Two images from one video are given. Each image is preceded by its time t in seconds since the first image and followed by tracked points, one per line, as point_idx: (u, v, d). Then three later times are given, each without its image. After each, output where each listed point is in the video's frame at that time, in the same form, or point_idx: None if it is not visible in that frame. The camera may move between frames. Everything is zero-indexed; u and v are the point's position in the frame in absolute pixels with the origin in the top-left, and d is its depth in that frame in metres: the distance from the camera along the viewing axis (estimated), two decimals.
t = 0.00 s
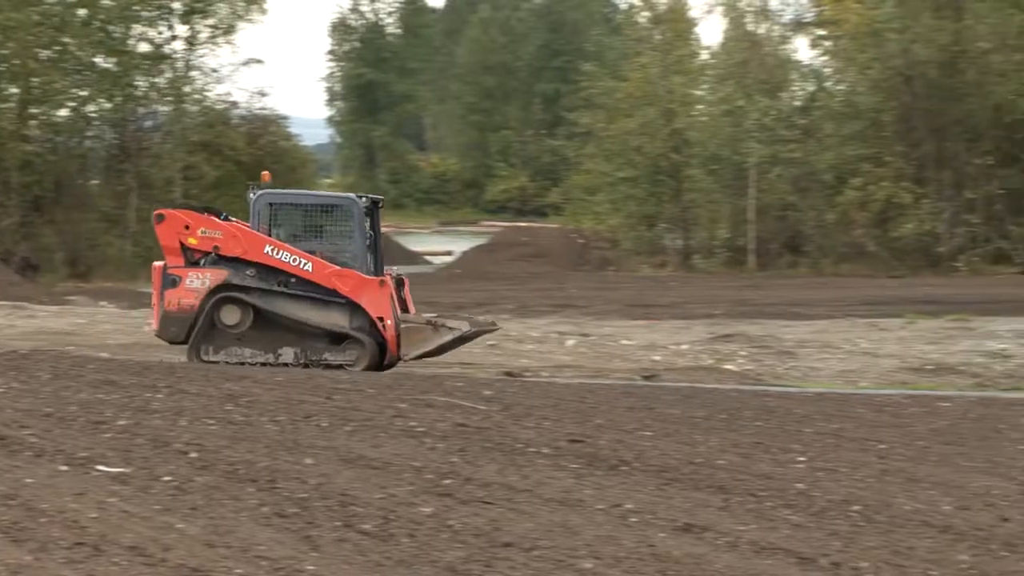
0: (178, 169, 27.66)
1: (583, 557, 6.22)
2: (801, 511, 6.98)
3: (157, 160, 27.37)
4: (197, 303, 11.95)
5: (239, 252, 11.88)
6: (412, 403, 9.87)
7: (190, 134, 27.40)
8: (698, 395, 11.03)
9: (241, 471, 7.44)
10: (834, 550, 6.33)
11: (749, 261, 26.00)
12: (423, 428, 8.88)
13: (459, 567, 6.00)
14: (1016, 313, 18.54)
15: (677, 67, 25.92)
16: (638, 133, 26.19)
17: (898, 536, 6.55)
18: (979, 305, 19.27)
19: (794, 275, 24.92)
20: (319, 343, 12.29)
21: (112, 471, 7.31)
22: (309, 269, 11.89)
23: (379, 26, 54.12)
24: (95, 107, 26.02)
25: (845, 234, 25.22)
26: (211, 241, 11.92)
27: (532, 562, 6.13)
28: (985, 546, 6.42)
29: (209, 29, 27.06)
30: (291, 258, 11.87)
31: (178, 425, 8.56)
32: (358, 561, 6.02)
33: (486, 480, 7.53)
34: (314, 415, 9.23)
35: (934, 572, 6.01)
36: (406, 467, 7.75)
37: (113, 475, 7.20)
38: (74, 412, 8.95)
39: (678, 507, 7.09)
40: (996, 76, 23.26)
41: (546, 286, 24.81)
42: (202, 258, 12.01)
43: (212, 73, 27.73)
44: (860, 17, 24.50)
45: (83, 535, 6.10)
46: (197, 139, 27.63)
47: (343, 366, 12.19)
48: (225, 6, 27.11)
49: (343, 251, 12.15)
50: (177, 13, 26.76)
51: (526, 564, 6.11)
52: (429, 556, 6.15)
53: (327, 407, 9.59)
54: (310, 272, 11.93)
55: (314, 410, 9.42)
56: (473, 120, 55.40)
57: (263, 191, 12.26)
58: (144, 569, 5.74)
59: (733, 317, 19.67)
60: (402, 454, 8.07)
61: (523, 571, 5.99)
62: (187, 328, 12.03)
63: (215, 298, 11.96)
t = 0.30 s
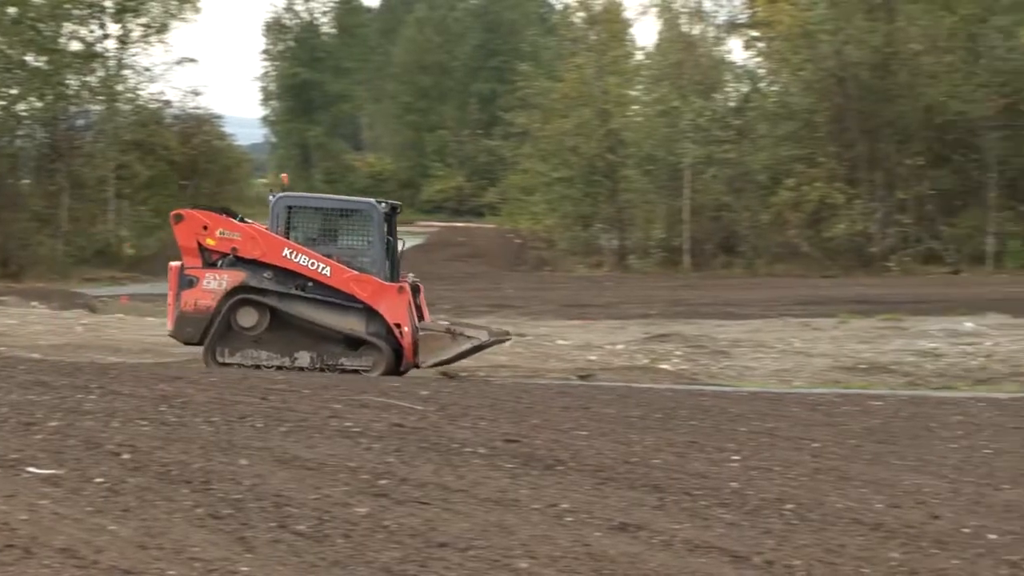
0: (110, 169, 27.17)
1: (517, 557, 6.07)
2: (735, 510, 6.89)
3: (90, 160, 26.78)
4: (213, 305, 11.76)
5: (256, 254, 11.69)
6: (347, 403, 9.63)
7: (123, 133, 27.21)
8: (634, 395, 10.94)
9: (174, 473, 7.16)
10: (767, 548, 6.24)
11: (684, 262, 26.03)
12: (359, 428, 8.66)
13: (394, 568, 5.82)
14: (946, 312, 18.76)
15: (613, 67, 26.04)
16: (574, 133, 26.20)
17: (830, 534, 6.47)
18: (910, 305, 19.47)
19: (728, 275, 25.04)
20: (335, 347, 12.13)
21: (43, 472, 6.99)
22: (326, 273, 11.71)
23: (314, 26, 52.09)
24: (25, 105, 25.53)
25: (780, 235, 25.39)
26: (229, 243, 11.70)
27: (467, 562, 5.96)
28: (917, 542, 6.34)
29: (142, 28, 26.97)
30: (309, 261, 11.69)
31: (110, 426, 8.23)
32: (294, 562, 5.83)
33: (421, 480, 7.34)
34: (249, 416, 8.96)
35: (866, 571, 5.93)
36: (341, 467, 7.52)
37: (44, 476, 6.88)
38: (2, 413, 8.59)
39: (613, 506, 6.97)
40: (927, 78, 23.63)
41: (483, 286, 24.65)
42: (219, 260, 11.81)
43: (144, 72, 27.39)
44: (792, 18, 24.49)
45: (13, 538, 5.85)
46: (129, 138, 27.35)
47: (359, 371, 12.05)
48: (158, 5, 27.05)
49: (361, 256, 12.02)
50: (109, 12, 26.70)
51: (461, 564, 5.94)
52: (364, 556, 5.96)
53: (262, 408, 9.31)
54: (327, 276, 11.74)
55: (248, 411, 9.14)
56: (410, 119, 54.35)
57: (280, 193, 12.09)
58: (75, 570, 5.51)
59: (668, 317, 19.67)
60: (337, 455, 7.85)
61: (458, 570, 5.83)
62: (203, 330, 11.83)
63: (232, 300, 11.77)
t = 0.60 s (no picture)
0: (21, 169, 26.39)
1: (435, 557, 5.91)
2: (652, 509, 6.79)
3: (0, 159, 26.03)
4: (214, 311, 11.47)
5: (257, 258, 11.44)
6: (265, 404, 9.32)
7: (35, 131, 26.64)
8: (552, 395, 10.80)
9: (88, 475, 6.87)
10: (683, 547, 6.14)
11: (603, 262, 26.05)
12: (276, 429, 8.37)
13: (309, 569, 5.65)
14: (859, 312, 19.01)
15: (531, 68, 25.99)
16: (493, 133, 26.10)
17: (746, 532, 6.38)
18: (823, 305, 19.71)
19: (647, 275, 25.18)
20: (337, 351, 11.92)
21: None
22: (327, 277, 11.52)
23: (230, 24, 53.48)
24: None
25: (696, 235, 25.58)
26: (228, 248, 11.42)
27: (384, 563, 5.78)
28: (830, 540, 6.25)
29: (54, 26, 26.33)
30: (310, 265, 11.49)
31: (21, 428, 7.86)
32: (209, 565, 5.65)
33: (339, 481, 7.11)
34: (165, 417, 8.64)
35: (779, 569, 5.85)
36: (258, 468, 7.25)
37: None
38: None
39: (530, 506, 6.82)
40: (840, 79, 23.77)
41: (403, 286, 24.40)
42: (219, 265, 11.52)
43: (57, 70, 27.01)
44: (708, 21, 24.65)
45: None
46: (43, 137, 26.90)
47: (362, 375, 11.85)
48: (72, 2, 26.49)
49: (362, 259, 11.85)
50: (21, 9, 25.95)
51: (378, 565, 5.77)
52: (281, 558, 5.79)
53: (178, 409, 8.98)
54: (328, 280, 11.56)
55: (163, 412, 8.80)
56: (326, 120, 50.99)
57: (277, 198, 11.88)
58: None
59: (587, 317, 19.62)
60: (254, 455, 7.58)
61: (376, 571, 5.66)
62: (203, 336, 11.55)
63: (233, 306, 11.51)
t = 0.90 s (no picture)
0: None
1: (358, 558, 5.77)
2: (576, 509, 6.69)
3: None
4: (220, 315, 11.17)
5: (263, 262, 11.14)
6: (186, 405, 9.06)
7: None
8: (477, 396, 10.65)
9: (6, 478, 6.71)
10: (606, 546, 6.05)
11: (528, 262, 26.02)
12: (197, 431, 8.12)
13: (231, 570, 5.54)
14: (780, 312, 19.20)
15: (455, 68, 26.12)
16: (417, 133, 26.00)
17: (669, 532, 6.31)
18: (744, 304, 19.88)
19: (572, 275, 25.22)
20: (346, 355, 11.56)
21: None
22: (334, 281, 11.19)
23: (151, 23, 53.08)
24: None
25: (620, 236, 25.58)
26: (235, 252, 11.16)
27: (306, 566, 5.64)
28: (751, 538, 6.19)
29: None
30: (317, 268, 11.16)
31: None
32: (129, 569, 5.54)
33: (263, 482, 6.92)
34: (83, 420, 8.36)
35: (701, 567, 5.79)
36: (180, 470, 7.07)
37: None
38: None
39: (454, 507, 6.67)
40: (762, 81, 23.94)
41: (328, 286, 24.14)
42: (225, 269, 11.25)
43: None
44: (632, 22, 24.54)
45: None
46: None
47: (371, 380, 11.50)
48: None
49: (368, 263, 11.43)
50: None
51: (301, 566, 5.65)
52: (203, 560, 5.67)
53: (97, 410, 8.71)
54: (335, 284, 11.22)
55: (83, 414, 8.53)
56: (248, 119, 51.10)
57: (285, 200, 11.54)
58: None
59: (512, 317, 19.53)
60: (175, 457, 7.38)
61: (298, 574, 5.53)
62: (209, 341, 11.24)
63: (239, 309, 11.19)
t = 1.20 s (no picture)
0: None
1: (282, 560, 5.63)
2: (501, 509, 6.58)
3: None
4: (228, 319, 11.13)
5: (271, 266, 11.12)
6: (106, 406, 8.80)
7: None
8: (402, 396, 10.49)
9: None
10: (530, 546, 5.95)
11: (453, 262, 25.90)
12: (118, 433, 7.90)
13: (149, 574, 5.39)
14: (704, 312, 19.33)
15: (380, 68, 25.85)
16: (342, 133, 25.77)
17: (593, 531, 6.24)
18: (667, 305, 19.99)
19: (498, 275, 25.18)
20: (354, 358, 11.49)
21: None
22: (342, 283, 11.17)
23: (71, 21, 52.47)
24: None
25: (545, 236, 25.63)
26: (241, 255, 11.11)
27: (228, 567, 5.50)
28: (675, 537, 6.14)
29: None
30: (324, 271, 11.13)
31: None
32: (46, 572, 5.37)
33: (185, 484, 6.76)
34: (0, 422, 8.12)
35: (624, 565, 5.73)
36: (101, 472, 6.92)
37: None
38: None
39: (378, 507, 6.53)
40: (685, 82, 24.11)
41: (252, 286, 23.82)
42: (231, 273, 11.20)
43: None
44: (555, 23, 24.40)
45: None
46: None
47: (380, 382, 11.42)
48: None
49: (375, 264, 11.41)
50: None
51: (223, 568, 5.50)
52: (123, 562, 5.52)
53: (15, 412, 8.47)
54: (342, 286, 11.20)
55: None
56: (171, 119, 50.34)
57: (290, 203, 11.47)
58: None
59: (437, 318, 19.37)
60: (96, 459, 7.21)
61: None
62: (216, 345, 11.20)
63: (246, 313, 11.16)
